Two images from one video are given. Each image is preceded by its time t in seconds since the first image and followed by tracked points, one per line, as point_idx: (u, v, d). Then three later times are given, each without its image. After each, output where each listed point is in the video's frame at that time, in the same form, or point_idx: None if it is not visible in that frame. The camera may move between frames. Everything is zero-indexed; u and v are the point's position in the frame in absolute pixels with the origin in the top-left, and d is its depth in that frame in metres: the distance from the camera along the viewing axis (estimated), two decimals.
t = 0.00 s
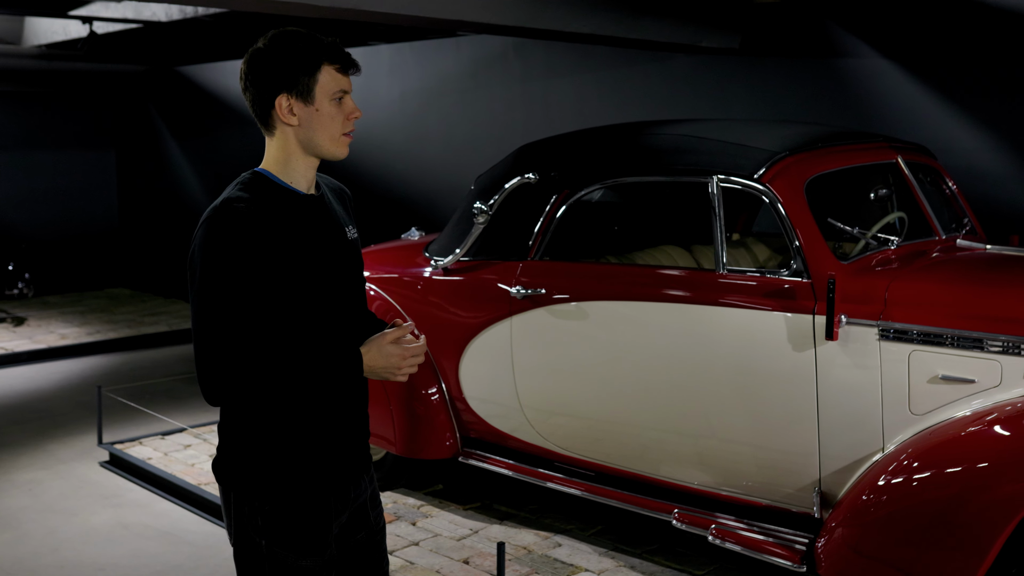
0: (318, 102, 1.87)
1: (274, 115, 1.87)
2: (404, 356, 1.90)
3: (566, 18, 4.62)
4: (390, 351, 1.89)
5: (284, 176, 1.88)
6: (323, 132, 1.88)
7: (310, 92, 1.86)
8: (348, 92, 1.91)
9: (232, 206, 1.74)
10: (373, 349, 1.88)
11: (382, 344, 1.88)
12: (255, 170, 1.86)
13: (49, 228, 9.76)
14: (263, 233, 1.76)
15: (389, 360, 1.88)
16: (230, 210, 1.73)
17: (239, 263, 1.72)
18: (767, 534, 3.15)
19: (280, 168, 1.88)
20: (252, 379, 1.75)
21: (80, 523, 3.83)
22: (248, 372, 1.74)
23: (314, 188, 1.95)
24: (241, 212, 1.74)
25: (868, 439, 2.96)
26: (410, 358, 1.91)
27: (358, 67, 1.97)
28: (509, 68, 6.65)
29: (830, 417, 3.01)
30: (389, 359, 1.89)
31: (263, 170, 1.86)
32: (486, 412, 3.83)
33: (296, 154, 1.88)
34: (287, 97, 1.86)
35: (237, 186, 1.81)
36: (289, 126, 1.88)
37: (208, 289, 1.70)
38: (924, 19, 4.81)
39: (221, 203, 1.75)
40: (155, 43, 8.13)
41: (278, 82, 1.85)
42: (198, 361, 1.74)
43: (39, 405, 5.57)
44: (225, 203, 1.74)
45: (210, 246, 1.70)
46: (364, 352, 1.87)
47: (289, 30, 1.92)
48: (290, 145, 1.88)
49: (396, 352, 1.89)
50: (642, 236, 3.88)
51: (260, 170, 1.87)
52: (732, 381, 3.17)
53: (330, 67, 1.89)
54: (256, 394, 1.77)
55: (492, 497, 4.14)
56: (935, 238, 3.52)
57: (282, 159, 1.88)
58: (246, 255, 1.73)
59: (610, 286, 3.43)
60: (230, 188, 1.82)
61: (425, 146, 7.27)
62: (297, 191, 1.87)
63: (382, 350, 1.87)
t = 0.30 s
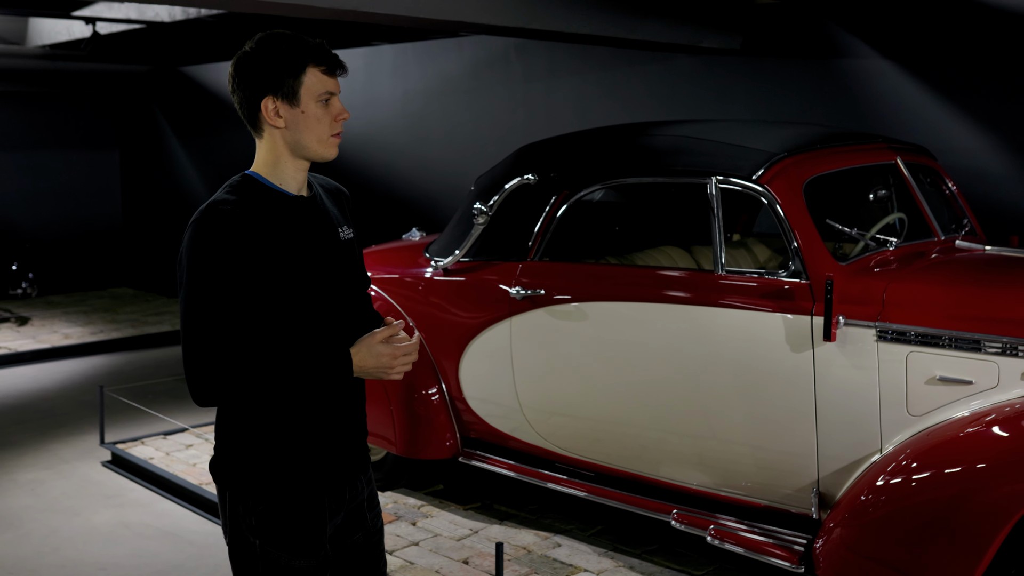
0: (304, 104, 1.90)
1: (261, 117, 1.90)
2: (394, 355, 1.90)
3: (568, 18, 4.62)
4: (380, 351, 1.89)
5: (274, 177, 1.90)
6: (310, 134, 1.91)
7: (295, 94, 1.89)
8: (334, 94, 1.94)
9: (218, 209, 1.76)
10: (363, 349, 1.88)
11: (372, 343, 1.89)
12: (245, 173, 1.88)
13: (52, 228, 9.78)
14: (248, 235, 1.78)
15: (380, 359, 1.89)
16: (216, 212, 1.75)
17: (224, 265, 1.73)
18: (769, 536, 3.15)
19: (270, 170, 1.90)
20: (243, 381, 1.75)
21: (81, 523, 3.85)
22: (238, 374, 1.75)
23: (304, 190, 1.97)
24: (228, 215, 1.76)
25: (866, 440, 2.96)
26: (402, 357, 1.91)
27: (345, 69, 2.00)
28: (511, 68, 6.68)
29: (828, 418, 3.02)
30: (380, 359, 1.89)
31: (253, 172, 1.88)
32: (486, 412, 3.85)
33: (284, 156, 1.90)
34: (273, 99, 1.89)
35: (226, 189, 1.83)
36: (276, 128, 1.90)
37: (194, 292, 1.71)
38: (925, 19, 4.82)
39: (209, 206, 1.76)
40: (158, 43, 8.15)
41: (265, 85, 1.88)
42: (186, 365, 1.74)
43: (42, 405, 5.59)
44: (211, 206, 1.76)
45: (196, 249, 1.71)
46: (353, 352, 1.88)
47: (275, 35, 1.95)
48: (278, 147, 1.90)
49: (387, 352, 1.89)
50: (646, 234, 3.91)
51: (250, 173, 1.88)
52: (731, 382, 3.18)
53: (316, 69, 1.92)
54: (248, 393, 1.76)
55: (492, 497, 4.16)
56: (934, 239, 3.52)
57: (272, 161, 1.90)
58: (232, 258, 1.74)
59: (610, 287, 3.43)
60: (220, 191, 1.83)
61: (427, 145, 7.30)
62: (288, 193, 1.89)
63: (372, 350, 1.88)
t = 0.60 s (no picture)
0: (303, 106, 1.88)
1: (260, 119, 1.88)
2: (392, 349, 1.87)
3: (574, 17, 4.60)
4: (377, 347, 1.86)
5: (272, 178, 1.88)
6: (308, 137, 1.89)
7: (294, 96, 1.87)
8: (335, 97, 1.92)
9: (214, 210, 1.74)
10: (359, 345, 1.85)
11: (368, 338, 1.85)
12: (244, 174, 1.86)
13: (60, 228, 9.81)
14: (247, 236, 1.76)
15: (378, 355, 1.86)
16: (214, 213, 1.73)
17: (222, 266, 1.72)
18: (775, 538, 3.13)
19: (269, 172, 1.88)
20: (241, 382, 1.74)
21: (86, 522, 3.85)
22: (237, 375, 1.73)
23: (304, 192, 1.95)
24: (226, 216, 1.74)
25: (871, 442, 2.95)
26: (400, 351, 1.88)
27: (347, 72, 1.98)
28: (518, 68, 6.67)
29: (833, 420, 3.00)
30: (378, 355, 1.86)
31: (251, 173, 1.87)
32: (491, 413, 3.84)
33: (282, 157, 1.88)
34: (272, 101, 1.87)
35: (224, 189, 1.82)
36: (275, 130, 1.88)
37: (190, 295, 1.68)
38: (933, 18, 4.79)
39: (206, 206, 1.74)
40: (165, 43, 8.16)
41: (264, 86, 1.87)
42: (180, 369, 1.71)
43: (49, 404, 5.61)
44: (208, 208, 1.74)
45: (194, 251, 1.69)
46: (350, 349, 1.84)
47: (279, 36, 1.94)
48: (276, 149, 1.88)
49: (385, 346, 1.86)
50: (651, 234, 3.92)
51: (248, 173, 1.87)
52: (736, 383, 3.16)
53: (316, 72, 1.90)
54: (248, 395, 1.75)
55: (497, 498, 4.15)
56: (941, 239, 3.49)
57: (270, 163, 1.88)
58: (230, 259, 1.73)
59: (615, 287, 3.42)
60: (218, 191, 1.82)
61: (434, 145, 7.30)
62: (285, 194, 1.88)
63: (369, 344, 1.84)
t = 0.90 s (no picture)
0: (295, 102, 1.85)
1: (258, 118, 1.88)
2: (390, 391, 1.76)
3: (586, 16, 4.56)
4: (376, 384, 1.77)
5: (274, 178, 1.86)
6: (303, 133, 1.86)
7: (286, 93, 1.85)
8: (329, 92, 1.88)
9: (216, 210, 1.71)
10: (358, 378, 1.76)
11: (369, 374, 1.77)
12: (246, 174, 1.85)
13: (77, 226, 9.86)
14: (250, 238, 1.74)
15: (376, 392, 1.76)
16: (217, 214, 1.71)
17: (223, 268, 1.69)
18: (788, 545, 3.08)
19: (270, 171, 1.87)
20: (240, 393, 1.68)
21: (95, 522, 3.85)
22: (239, 379, 1.68)
23: (307, 193, 1.93)
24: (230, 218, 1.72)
25: (885, 447, 2.89)
26: (399, 395, 1.77)
27: (344, 68, 1.95)
28: (531, 67, 6.64)
29: (845, 426, 2.95)
30: (375, 393, 1.76)
31: (251, 173, 1.85)
32: (500, 415, 3.80)
33: (281, 156, 1.87)
34: (266, 99, 1.86)
35: (226, 190, 1.79)
36: (272, 128, 1.87)
37: (189, 296, 1.65)
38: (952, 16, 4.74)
39: (209, 207, 1.72)
40: (180, 42, 8.18)
41: (258, 84, 1.86)
42: (175, 375, 1.67)
43: (63, 403, 5.63)
44: (211, 207, 1.71)
45: (194, 253, 1.66)
46: (347, 381, 1.76)
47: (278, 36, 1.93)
48: (275, 147, 1.87)
49: (382, 385, 1.76)
50: (663, 234, 3.87)
51: (250, 173, 1.85)
52: (747, 387, 3.11)
53: (309, 67, 1.88)
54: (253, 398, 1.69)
55: (507, 501, 4.12)
56: (957, 240, 3.42)
57: (271, 162, 1.87)
58: (232, 262, 1.70)
59: (625, 289, 3.38)
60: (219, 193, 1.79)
61: (448, 144, 7.29)
62: (288, 194, 1.85)
63: (367, 382, 1.76)
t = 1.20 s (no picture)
0: (297, 103, 1.81)
1: (260, 119, 1.84)
2: (398, 377, 1.70)
3: (602, 14, 4.49)
4: (382, 372, 1.70)
5: (277, 179, 1.82)
6: (307, 134, 1.82)
7: (289, 93, 1.81)
8: (332, 91, 1.84)
9: (220, 212, 1.65)
10: (362, 369, 1.69)
11: (373, 362, 1.70)
12: (250, 175, 1.79)
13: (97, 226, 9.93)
14: (255, 239, 1.68)
15: (384, 381, 1.70)
16: (219, 215, 1.65)
17: (226, 270, 1.62)
18: (804, 554, 3.01)
19: (274, 172, 1.82)
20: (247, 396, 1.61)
21: (107, 524, 3.85)
22: (242, 383, 1.61)
23: (311, 194, 1.88)
24: (233, 219, 1.65)
25: (900, 455, 2.83)
26: (408, 381, 1.71)
27: (346, 67, 1.91)
28: (547, 67, 6.61)
29: (862, 432, 2.89)
30: (383, 382, 1.70)
31: (256, 175, 1.80)
32: (511, 418, 3.77)
33: (284, 157, 1.82)
34: (268, 99, 1.82)
35: (229, 192, 1.73)
36: (275, 129, 1.83)
37: (189, 299, 1.59)
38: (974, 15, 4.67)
39: (211, 208, 1.66)
40: (198, 42, 8.20)
41: (261, 84, 1.82)
42: (178, 376, 1.61)
43: (78, 403, 5.65)
44: (212, 210, 1.66)
45: (196, 253, 1.60)
46: (352, 372, 1.69)
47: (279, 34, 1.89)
48: (277, 148, 1.83)
49: (389, 372, 1.70)
50: (681, 234, 3.86)
51: (255, 175, 1.80)
52: (761, 392, 3.06)
53: (311, 67, 1.83)
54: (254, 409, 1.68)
55: (518, 505, 4.08)
56: (976, 242, 3.36)
57: (275, 163, 1.82)
58: (236, 262, 1.64)
59: (639, 292, 3.34)
60: (223, 194, 1.74)
61: (464, 145, 7.27)
62: (292, 196, 1.81)
63: (373, 371, 1.69)
